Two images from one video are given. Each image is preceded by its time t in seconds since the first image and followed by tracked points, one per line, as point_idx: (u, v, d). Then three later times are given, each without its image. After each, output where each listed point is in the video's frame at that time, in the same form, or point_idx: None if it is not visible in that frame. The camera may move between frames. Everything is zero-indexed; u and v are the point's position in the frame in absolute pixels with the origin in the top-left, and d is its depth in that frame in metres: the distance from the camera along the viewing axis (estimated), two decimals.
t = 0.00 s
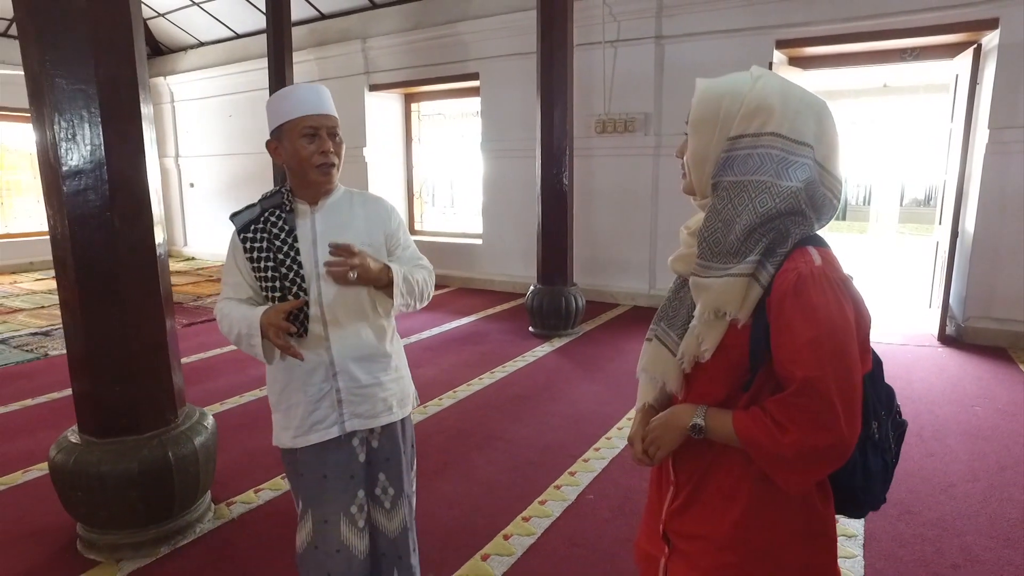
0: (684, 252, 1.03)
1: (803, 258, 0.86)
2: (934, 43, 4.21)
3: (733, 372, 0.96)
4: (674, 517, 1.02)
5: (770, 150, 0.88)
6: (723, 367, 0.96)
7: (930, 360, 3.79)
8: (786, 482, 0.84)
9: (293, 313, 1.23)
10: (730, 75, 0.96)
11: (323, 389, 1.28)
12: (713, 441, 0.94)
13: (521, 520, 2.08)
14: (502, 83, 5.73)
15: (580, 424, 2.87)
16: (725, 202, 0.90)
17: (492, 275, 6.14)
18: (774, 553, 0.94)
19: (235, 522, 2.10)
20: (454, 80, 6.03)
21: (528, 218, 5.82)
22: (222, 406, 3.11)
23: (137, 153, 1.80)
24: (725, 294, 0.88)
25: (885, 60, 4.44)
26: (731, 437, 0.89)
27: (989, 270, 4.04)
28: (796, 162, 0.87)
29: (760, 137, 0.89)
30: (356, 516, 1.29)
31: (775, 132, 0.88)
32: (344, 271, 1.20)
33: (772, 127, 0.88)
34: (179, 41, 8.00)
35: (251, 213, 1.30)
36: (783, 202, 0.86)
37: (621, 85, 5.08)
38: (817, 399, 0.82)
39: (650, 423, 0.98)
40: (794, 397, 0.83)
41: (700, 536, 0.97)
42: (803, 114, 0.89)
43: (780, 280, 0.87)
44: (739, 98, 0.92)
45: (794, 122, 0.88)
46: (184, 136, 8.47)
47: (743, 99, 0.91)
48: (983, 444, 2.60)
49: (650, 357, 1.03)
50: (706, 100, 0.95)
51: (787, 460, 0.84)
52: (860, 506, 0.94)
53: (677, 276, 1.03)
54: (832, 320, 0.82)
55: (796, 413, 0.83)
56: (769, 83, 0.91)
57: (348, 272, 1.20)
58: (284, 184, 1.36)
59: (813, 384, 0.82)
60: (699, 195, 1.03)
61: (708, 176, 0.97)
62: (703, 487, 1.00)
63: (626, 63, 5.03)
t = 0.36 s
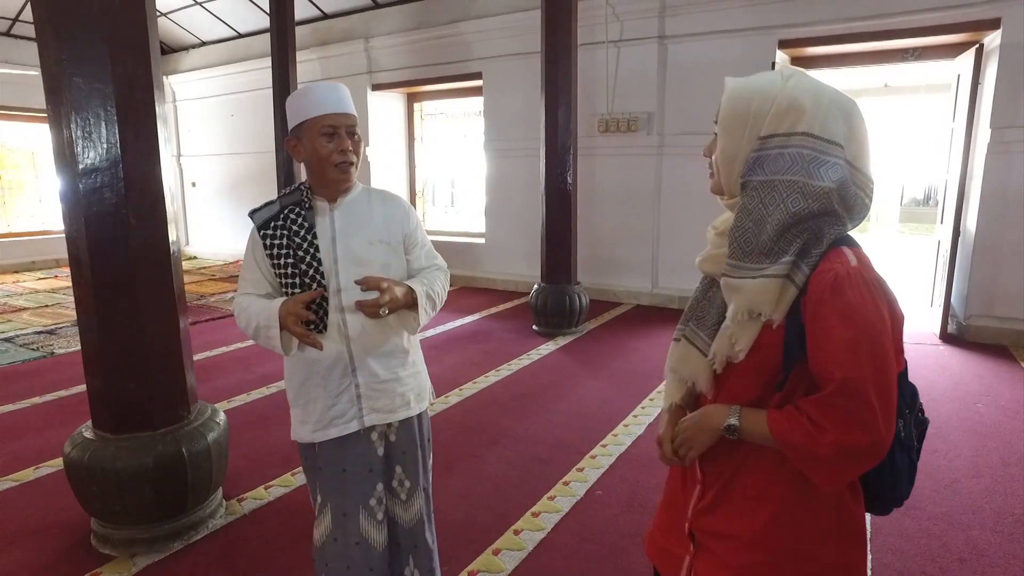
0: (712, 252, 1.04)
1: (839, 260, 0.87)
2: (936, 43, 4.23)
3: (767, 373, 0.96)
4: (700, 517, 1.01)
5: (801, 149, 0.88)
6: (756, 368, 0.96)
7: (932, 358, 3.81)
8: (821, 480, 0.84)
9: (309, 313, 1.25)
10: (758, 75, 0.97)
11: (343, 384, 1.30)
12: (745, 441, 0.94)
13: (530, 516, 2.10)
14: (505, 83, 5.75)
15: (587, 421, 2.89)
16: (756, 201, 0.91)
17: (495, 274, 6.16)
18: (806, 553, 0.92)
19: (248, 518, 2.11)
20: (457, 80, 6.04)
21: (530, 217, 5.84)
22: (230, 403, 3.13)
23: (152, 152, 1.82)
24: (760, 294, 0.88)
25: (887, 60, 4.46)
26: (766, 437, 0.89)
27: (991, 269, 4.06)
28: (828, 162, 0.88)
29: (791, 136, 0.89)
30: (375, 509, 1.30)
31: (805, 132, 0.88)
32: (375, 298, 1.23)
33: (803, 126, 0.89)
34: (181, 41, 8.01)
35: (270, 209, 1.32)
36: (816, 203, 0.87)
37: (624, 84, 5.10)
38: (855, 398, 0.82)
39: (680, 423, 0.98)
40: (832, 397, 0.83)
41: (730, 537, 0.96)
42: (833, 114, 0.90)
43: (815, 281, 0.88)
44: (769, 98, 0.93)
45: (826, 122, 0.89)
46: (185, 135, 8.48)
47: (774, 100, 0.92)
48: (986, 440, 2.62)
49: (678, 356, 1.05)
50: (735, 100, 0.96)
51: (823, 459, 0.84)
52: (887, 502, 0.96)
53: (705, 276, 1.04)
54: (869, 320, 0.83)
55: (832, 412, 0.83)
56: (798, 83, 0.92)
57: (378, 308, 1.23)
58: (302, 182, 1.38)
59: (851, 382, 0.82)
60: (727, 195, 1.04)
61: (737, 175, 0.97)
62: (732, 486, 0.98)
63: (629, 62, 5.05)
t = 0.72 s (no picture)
0: (731, 248, 1.05)
1: (867, 256, 0.89)
2: (935, 43, 4.26)
3: (795, 370, 0.96)
4: (722, 510, 1.02)
5: (826, 147, 0.89)
6: (784, 365, 0.96)
7: (932, 355, 3.84)
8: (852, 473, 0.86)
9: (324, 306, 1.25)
10: (780, 72, 0.98)
11: (356, 379, 1.32)
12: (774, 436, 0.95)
13: (536, 511, 2.12)
14: (506, 82, 5.77)
15: (591, 418, 2.91)
16: (781, 198, 0.92)
17: (496, 273, 6.17)
18: (832, 545, 0.94)
19: (255, 513, 2.13)
20: (458, 79, 6.05)
21: (531, 216, 5.86)
22: (234, 401, 3.14)
23: (161, 150, 1.83)
24: (790, 292, 0.89)
25: (886, 60, 4.48)
26: (797, 431, 0.90)
27: (991, 266, 4.09)
28: (853, 159, 0.89)
29: (816, 133, 0.90)
30: (388, 505, 1.32)
31: (830, 129, 0.89)
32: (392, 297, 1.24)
33: (828, 124, 0.90)
34: (181, 40, 8.01)
35: (288, 204, 1.33)
36: (842, 199, 0.88)
37: (625, 84, 5.12)
38: (888, 391, 0.84)
39: (708, 420, 0.99)
40: (867, 391, 0.84)
41: (755, 529, 0.97)
42: (856, 112, 0.91)
43: (844, 277, 0.89)
44: (793, 96, 0.94)
45: (850, 120, 0.90)
46: (185, 134, 8.48)
47: (798, 98, 0.93)
48: (986, 436, 2.64)
49: (701, 354, 1.05)
50: (758, 97, 0.96)
51: (855, 452, 0.85)
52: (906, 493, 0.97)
53: (725, 271, 1.05)
54: (899, 315, 0.85)
55: (865, 406, 0.85)
56: (822, 81, 0.93)
57: (396, 307, 1.24)
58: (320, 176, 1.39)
59: (885, 377, 0.83)
60: (746, 191, 1.04)
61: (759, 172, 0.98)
62: (755, 481, 1.00)
63: (630, 61, 5.07)
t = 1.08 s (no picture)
0: (720, 247, 1.04)
1: (862, 253, 0.90)
2: (931, 43, 4.29)
3: (795, 365, 0.97)
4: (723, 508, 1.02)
5: (813, 143, 0.89)
6: (784, 361, 0.97)
7: (928, 354, 3.87)
8: (855, 461, 0.88)
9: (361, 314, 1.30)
10: (764, 72, 0.98)
11: (372, 377, 1.32)
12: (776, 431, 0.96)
13: (538, 507, 2.14)
14: (505, 83, 5.79)
15: (591, 416, 2.93)
16: (770, 195, 0.91)
17: (495, 272, 6.19)
18: (832, 537, 0.95)
19: (258, 511, 2.14)
20: (456, 79, 6.07)
21: (530, 216, 5.88)
22: (236, 399, 3.15)
23: (166, 149, 1.85)
24: (788, 289, 0.89)
25: (883, 60, 4.51)
26: (802, 426, 0.90)
27: (986, 265, 4.12)
28: (840, 155, 0.89)
29: (802, 130, 0.90)
30: (396, 505, 1.33)
31: (816, 126, 0.90)
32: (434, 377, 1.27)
33: (814, 121, 0.90)
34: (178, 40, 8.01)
35: (311, 198, 1.36)
36: (830, 195, 0.88)
37: (623, 84, 5.14)
38: (889, 381, 0.85)
39: (709, 420, 0.99)
40: (869, 382, 0.86)
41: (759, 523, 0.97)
42: (840, 109, 0.92)
43: (841, 273, 0.89)
44: (779, 94, 0.94)
45: (835, 117, 0.90)
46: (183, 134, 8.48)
47: (784, 96, 0.93)
48: (982, 432, 2.67)
49: (696, 355, 1.04)
50: (744, 96, 0.97)
51: (858, 442, 0.87)
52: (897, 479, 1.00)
53: (715, 271, 1.04)
54: (895, 307, 0.87)
55: (867, 397, 0.86)
56: (806, 79, 0.93)
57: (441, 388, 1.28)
58: (344, 172, 1.42)
59: (887, 368, 0.85)
60: (733, 190, 1.04)
61: (747, 170, 0.98)
62: (755, 476, 1.00)
63: (628, 61, 5.09)
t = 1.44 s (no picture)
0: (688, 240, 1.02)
1: (833, 244, 0.90)
2: (925, 44, 4.33)
3: (768, 357, 0.98)
4: (698, 501, 1.03)
5: (783, 134, 0.89)
6: (759, 353, 0.98)
7: (922, 351, 3.91)
8: (829, 450, 0.89)
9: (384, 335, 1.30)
10: (733, 67, 0.98)
11: (382, 378, 1.33)
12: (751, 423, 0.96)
13: (537, 503, 2.17)
14: (503, 83, 5.81)
15: (589, 413, 2.95)
16: (740, 185, 0.90)
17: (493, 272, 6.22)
18: (808, 524, 0.97)
19: (260, 507, 2.16)
20: (454, 79, 6.09)
21: (527, 216, 5.90)
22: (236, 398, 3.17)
23: (169, 149, 1.87)
24: (762, 280, 0.88)
25: (877, 61, 4.54)
26: (777, 417, 0.91)
27: (980, 264, 4.16)
28: (808, 147, 0.89)
29: (771, 122, 0.90)
30: (397, 507, 1.35)
31: (785, 118, 0.89)
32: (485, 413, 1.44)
33: (783, 113, 0.90)
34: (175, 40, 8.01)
35: (340, 195, 1.37)
36: (800, 186, 0.88)
37: (620, 84, 5.17)
38: (862, 370, 0.86)
39: (682, 415, 0.98)
40: (842, 371, 0.86)
41: (734, 513, 0.99)
42: (807, 102, 0.92)
43: (814, 263, 0.90)
44: (749, 86, 0.93)
45: (802, 110, 0.91)
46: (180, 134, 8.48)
47: (754, 88, 0.93)
48: (974, 428, 2.71)
49: (670, 350, 1.00)
50: (714, 89, 0.96)
51: (834, 430, 0.88)
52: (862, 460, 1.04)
53: (684, 264, 1.02)
54: (866, 297, 0.88)
55: (842, 386, 0.87)
56: (775, 73, 0.93)
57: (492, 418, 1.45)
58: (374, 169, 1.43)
59: (861, 357, 0.86)
60: (701, 183, 1.02)
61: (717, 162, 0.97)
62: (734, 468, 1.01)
63: (625, 62, 5.12)
